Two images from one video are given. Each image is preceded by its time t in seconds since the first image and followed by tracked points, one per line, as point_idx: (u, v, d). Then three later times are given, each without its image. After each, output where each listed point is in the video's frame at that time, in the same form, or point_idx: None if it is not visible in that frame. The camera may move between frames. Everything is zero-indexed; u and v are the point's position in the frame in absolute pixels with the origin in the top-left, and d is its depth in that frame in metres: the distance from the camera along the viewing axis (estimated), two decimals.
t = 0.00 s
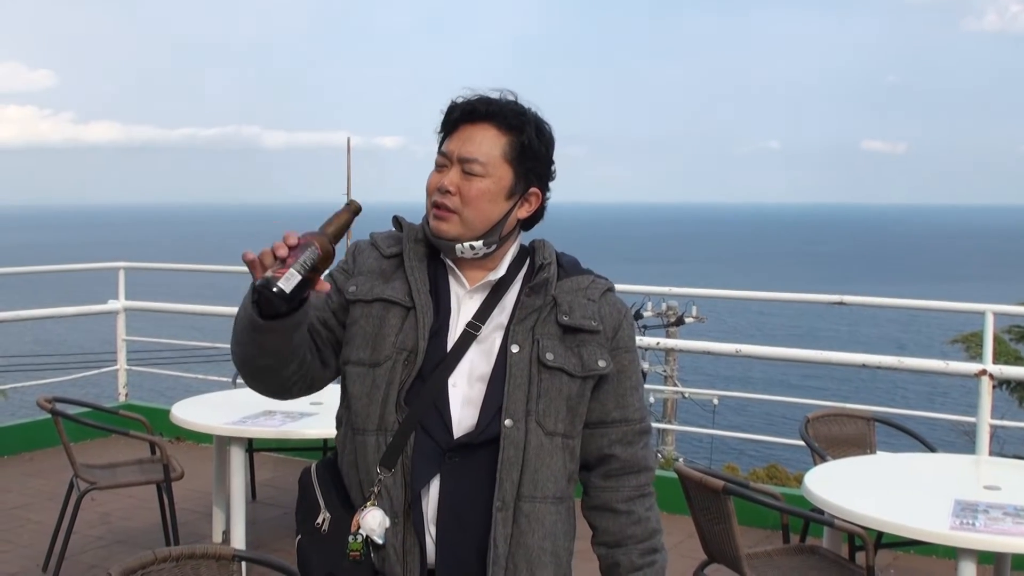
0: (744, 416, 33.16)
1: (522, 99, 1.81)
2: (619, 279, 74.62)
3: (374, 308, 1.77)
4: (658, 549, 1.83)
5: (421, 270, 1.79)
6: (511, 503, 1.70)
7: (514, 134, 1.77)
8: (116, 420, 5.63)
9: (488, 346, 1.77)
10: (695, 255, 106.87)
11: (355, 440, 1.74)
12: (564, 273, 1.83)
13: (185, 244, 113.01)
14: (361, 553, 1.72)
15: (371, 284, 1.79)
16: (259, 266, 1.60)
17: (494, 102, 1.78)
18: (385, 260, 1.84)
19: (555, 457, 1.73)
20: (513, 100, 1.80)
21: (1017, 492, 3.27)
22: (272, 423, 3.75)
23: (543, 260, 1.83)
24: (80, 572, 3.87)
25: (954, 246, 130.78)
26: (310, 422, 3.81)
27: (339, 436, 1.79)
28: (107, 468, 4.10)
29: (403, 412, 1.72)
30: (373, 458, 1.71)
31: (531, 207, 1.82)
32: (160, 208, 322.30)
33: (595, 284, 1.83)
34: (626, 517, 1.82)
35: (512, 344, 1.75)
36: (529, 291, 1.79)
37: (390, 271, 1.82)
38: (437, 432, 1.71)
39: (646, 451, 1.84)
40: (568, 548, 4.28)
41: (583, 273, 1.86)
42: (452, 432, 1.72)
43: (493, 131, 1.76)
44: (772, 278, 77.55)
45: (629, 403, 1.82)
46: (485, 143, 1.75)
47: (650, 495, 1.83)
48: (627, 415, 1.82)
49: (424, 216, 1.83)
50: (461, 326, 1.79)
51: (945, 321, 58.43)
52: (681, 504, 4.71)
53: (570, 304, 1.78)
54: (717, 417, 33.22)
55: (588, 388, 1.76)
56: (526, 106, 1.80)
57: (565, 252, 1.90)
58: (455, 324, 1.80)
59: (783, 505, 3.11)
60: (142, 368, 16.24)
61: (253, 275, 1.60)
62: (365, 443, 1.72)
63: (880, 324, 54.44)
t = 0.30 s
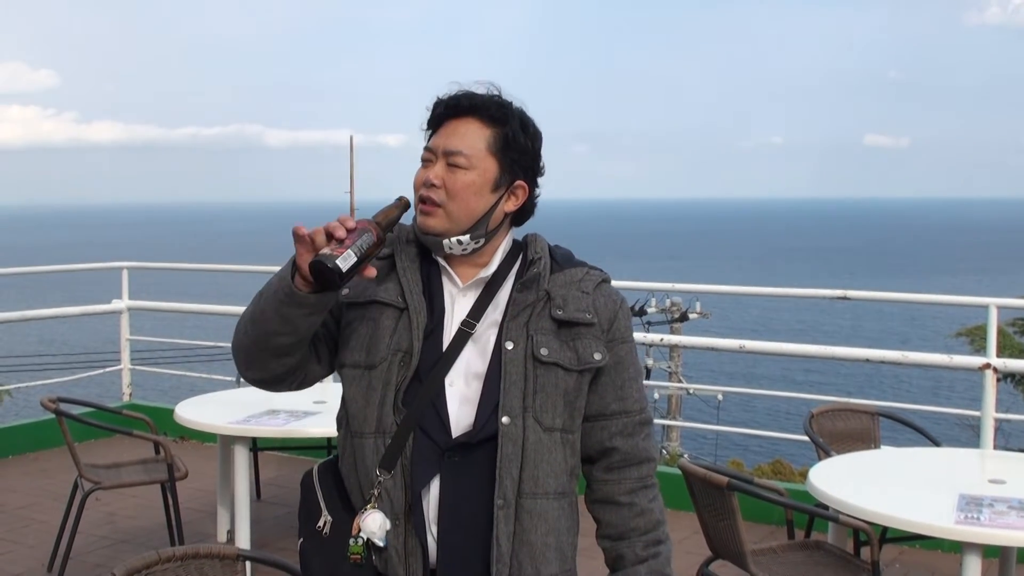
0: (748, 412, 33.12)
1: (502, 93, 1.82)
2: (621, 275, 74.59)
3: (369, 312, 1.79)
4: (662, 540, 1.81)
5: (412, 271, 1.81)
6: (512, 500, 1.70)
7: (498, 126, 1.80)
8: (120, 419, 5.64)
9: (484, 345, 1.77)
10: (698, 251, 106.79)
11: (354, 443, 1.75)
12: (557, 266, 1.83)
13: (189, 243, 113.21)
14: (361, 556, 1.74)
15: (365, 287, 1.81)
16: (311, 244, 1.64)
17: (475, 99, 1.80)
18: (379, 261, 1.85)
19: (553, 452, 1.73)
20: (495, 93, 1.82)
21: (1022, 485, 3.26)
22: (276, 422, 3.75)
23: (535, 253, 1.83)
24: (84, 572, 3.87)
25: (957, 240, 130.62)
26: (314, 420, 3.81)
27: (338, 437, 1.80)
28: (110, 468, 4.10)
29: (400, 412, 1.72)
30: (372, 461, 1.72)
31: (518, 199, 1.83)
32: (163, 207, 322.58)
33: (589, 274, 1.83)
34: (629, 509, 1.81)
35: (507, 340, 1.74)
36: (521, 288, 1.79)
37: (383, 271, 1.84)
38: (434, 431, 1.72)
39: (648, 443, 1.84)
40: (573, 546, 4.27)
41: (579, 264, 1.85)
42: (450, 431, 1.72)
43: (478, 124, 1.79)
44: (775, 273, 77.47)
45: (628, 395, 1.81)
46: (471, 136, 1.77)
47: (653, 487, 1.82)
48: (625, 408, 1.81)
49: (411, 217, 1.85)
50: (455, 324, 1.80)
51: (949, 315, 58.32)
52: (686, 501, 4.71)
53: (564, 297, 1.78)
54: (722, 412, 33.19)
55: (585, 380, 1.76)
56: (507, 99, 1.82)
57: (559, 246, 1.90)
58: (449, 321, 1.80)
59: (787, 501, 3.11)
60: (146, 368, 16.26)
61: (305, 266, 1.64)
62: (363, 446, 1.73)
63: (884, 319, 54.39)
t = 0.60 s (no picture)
0: (752, 409, 33.06)
1: (507, 92, 1.83)
2: (623, 273, 74.54)
3: (369, 308, 1.80)
4: (660, 539, 1.80)
5: (410, 268, 1.82)
6: (509, 498, 1.70)
7: (500, 123, 1.81)
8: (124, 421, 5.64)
9: (481, 342, 1.77)
10: (699, 248, 106.73)
11: (353, 440, 1.76)
12: (555, 263, 1.83)
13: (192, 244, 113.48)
14: (362, 555, 1.74)
15: (365, 283, 1.82)
16: (319, 212, 1.66)
17: (477, 97, 1.81)
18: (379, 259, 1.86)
19: (553, 447, 1.72)
20: (500, 92, 1.84)
21: None
22: (280, 423, 3.76)
23: (532, 248, 1.83)
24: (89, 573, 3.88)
25: (958, 235, 130.53)
26: (319, 421, 3.81)
27: (337, 437, 1.81)
28: (115, 469, 4.10)
29: (400, 410, 1.72)
30: (371, 460, 1.73)
31: (516, 195, 1.83)
32: (165, 208, 322.67)
33: (588, 270, 1.82)
34: (627, 508, 1.80)
35: (505, 337, 1.74)
36: (519, 283, 1.79)
37: (384, 269, 1.85)
38: (433, 429, 1.71)
39: (647, 440, 1.82)
40: (577, 544, 4.26)
41: (576, 261, 1.85)
42: (449, 430, 1.72)
43: (481, 120, 1.80)
44: (778, 270, 77.44)
45: (628, 391, 1.80)
46: (474, 132, 1.78)
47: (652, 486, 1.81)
48: (623, 404, 1.80)
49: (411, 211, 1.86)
50: (454, 320, 1.80)
51: (951, 310, 58.25)
52: (690, 499, 4.71)
53: (562, 293, 1.77)
54: (725, 410, 33.16)
55: (583, 377, 1.75)
56: (510, 100, 1.83)
57: (556, 244, 1.90)
58: (447, 318, 1.81)
59: (792, 497, 3.09)
60: (149, 370, 16.30)
61: (311, 240, 1.67)
62: (364, 446, 1.73)
63: (886, 314, 54.34)
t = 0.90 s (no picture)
0: (753, 410, 33.07)
1: (511, 98, 1.85)
2: (624, 273, 74.55)
3: (365, 308, 1.80)
4: (659, 541, 1.80)
5: (409, 269, 1.82)
6: (506, 498, 1.69)
7: (502, 125, 1.82)
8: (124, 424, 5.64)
9: (478, 342, 1.77)
10: (699, 248, 106.72)
11: (350, 440, 1.75)
12: (552, 264, 1.83)
13: (193, 246, 113.73)
14: (359, 554, 1.74)
15: (363, 283, 1.82)
16: (320, 191, 1.67)
17: (481, 100, 1.82)
18: (378, 259, 1.87)
19: (549, 449, 1.72)
20: (502, 98, 1.85)
21: None
22: (281, 426, 3.76)
23: (529, 250, 1.82)
24: None
25: (958, 233, 130.47)
26: (319, 422, 3.81)
27: (335, 437, 1.81)
28: (116, 472, 4.10)
29: (396, 412, 1.72)
30: (368, 459, 1.73)
31: (514, 197, 1.83)
32: (164, 211, 322.63)
33: (585, 273, 1.82)
34: (626, 510, 1.80)
35: (502, 338, 1.74)
36: (516, 284, 1.79)
37: (382, 269, 1.85)
38: (429, 428, 1.71)
39: (646, 441, 1.82)
40: (580, 546, 4.26)
41: (574, 262, 1.85)
42: (446, 430, 1.72)
43: (482, 122, 1.81)
44: (778, 269, 77.47)
45: (625, 392, 1.80)
46: (474, 133, 1.79)
47: (651, 487, 1.81)
48: (621, 405, 1.79)
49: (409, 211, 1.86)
50: (452, 321, 1.80)
51: (951, 309, 58.25)
52: (693, 499, 4.70)
53: (559, 294, 1.77)
54: (726, 411, 33.16)
55: (581, 378, 1.75)
56: (512, 106, 1.84)
57: (554, 246, 1.89)
58: (444, 318, 1.80)
59: (793, 498, 3.09)
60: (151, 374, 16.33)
61: (310, 217, 1.67)
62: (360, 445, 1.74)
63: (887, 314, 54.33)
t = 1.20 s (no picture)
0: (751, 410, 33.09)
1: (510, 102, 1.87)
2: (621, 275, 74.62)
3: (363, 308, 1.80)
4: (656, 545, 1.80)
5: (408, 270, 1.82)
6: (502, 499, 1.70)
7: (502, 127, 1.83)
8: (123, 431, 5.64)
9: (475, 343, 1.78)
10: (697, 249, 106.78)
11: (347, 440, 1.76)
12: (549, 266, 1.84)
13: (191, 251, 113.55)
14: (355, 554, 1.74)
15: (362, 283, 1.82)
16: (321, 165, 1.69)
17: (480, 101, 1.84)
18: (377, 259, 1.88)
19: (546, 450, 1.73)
20: (503, 103, 1.87)
21: None
22: (281, 430, 3.76)
23: (527, 252, 1.83)
24: None
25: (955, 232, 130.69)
26: (319, 427, 3.82)
27: (332, 437, 1.81)
28: (116, 479, 4.10)
29: (393, 413, 1.73)
30: (365, 459, 1.73)
31: (513, 196, 1.84)
32: (161, 217, 322.43)
33: (582, 275, 1.83)
34: (623, 513, 1.80)
35: (499, 339, 1.74)
36: (513, 285, 1.80)
37: (380, 268, 1.86)
38: (426, 428, 1.72)
39: (642, 446, 1.83)
40: (580, 549, 4.26)
41: (570, 264, 1.86)
42: (442, 431, 1.73)
43: (482, 124, 1.82)
44: (776, 269, 77.45)
45: (622, 396, 1.81)
46: (473, 133, 1.81)
47: (647, 490, 1.81)
48: (618, 409, 1.80)
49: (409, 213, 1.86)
50: (449, 322, 1.80)
51: (948, 308, 58.35)
52: (692, 500, 4.71)
53: (556, 297, 1.78)
54: (725, 411, 33.18)
55: (577, 380, 1.76)
56: (513, 110, 1.86)
57: (552, 250, 1.90)
58: (443, 319, 1.81)
59: (793, 498, 3.09)
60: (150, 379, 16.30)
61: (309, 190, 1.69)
62: (356, 445, 1.74)
63: (884, 313, 54.39)
